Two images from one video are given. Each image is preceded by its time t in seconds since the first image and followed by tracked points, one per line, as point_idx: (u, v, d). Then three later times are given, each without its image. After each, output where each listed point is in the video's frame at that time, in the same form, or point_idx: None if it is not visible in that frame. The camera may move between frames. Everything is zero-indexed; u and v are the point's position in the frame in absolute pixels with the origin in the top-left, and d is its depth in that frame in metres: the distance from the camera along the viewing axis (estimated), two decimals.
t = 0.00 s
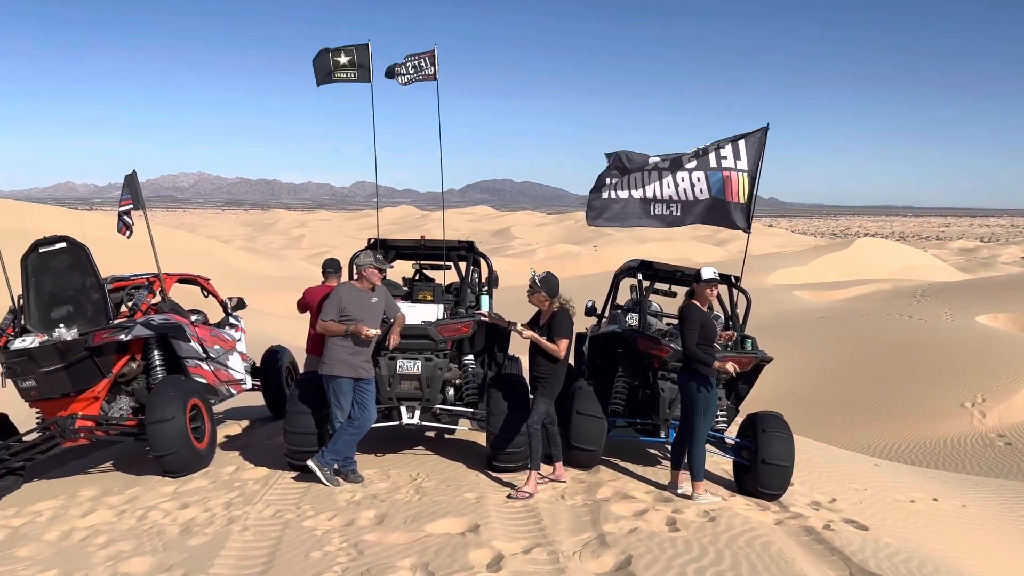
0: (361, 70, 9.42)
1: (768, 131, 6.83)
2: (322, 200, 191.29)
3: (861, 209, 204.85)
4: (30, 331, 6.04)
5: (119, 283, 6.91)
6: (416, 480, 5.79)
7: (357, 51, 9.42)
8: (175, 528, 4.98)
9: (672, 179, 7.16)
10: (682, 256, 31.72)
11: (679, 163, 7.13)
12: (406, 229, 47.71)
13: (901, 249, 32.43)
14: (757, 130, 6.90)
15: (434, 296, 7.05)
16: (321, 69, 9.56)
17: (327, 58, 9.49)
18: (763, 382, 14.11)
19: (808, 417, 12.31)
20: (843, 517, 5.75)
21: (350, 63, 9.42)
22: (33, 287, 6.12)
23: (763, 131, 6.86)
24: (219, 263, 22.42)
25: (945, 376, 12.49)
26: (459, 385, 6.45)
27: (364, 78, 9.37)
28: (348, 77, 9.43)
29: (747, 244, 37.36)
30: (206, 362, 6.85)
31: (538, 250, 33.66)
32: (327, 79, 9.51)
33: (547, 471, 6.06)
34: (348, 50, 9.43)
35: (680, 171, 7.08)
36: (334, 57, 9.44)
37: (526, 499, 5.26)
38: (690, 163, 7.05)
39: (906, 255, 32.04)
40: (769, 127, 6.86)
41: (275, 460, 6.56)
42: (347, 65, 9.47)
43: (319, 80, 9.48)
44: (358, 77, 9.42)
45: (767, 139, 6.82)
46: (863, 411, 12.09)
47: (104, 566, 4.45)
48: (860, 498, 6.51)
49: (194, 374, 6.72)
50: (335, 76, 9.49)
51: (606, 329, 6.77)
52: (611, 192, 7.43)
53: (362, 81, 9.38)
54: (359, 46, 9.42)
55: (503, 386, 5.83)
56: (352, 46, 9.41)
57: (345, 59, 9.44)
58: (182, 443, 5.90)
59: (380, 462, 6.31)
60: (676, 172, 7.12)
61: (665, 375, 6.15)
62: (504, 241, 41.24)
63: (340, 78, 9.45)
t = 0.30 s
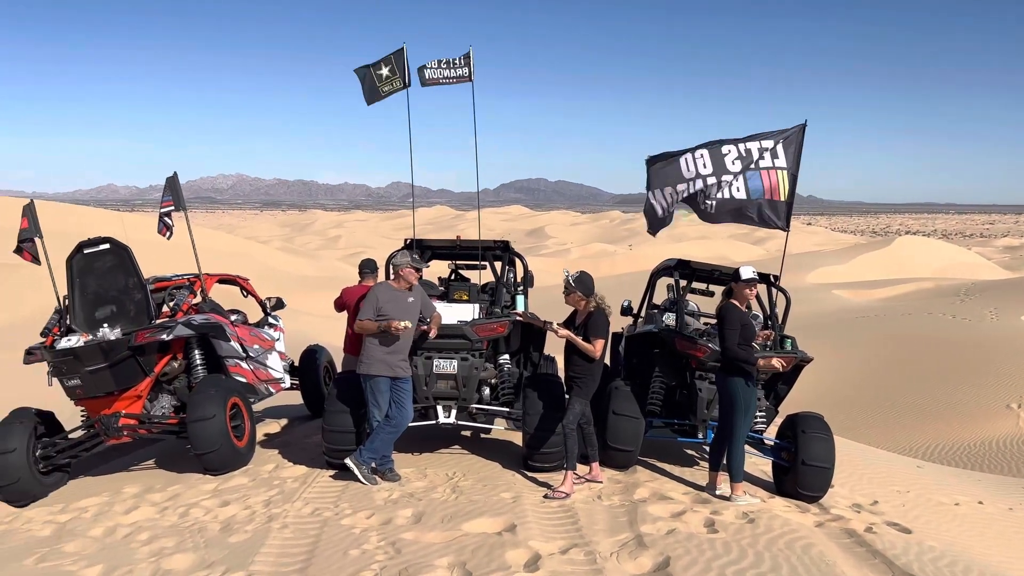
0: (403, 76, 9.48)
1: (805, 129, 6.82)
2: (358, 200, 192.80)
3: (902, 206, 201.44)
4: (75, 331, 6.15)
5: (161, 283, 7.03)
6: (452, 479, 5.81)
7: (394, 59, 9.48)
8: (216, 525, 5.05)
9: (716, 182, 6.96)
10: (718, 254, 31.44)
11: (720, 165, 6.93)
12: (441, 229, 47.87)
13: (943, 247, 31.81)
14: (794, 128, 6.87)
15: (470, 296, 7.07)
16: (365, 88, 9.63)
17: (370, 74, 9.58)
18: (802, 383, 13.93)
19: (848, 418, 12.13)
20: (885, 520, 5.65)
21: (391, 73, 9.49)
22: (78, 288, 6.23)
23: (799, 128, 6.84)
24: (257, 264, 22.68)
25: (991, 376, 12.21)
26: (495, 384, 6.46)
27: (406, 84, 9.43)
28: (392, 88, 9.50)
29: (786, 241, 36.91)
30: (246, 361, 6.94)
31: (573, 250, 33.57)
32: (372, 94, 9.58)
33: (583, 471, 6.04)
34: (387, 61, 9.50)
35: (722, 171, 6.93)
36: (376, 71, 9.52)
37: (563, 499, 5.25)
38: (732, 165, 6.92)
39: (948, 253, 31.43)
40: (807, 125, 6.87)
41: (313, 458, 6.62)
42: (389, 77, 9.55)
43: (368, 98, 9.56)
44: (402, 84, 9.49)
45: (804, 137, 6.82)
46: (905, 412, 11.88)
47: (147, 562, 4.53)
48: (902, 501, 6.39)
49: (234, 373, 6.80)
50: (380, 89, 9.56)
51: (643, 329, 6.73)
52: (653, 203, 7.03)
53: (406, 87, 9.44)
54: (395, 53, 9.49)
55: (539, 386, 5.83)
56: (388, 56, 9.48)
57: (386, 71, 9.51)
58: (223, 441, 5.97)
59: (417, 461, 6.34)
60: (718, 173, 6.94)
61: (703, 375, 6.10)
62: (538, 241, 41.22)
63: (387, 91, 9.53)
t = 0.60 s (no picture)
0: (428, 75, 9.52)
1: (845, 126, 6.76)
2: (393, 200, 193.97)
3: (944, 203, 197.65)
4: (119, 330, 6.30)
5: (203, 283, 7.15)
6: (489, 477, 5.82)
7: (424, 57, 9.55)
8: (257, 521, 5.11)
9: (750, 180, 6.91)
10: (755, 252, 31.11)
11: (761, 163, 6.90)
12: (476, 229, 47.99)
13: (988, 244, 31.14)
14: (834, 125, 6.81)
15: (505, 294, 7.07)
16: (387, 76, 9.65)
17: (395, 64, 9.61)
18: (842, 382, 13.73)
19: (890, 418, 11.93)
20: (930, 522, 5.55)
21: (417, 68, 9.53)
22: (122, 288, 6.37)
23: (840, 125, 6.78)
24: (295, 264, 22.92)
25: None
26: (532, 383, 6.46)
27: (430, 83, 9.47)
28: (414, 83, 9.52)
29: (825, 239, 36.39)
30: (285, 360, 7.01)
31: (607, 248, 33.43)
32: (392, 83, 9.60)
33: (621, 470, 6.01)
34: (415, 56, 9.55)
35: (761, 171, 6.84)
36: (401, 62, 9.56)
37: (600, 498, 5.23)
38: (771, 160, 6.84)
39: (992, 250, 30.76)
40: (848, 121, 6.78)
41: (352, 456, 6.67)
42: (414, 70, 9.57)
43: (386, 86, 9.57)
44: (425, 82, 9.51)
45: (845, 134, 6.75)
46: (949, 412, 11.64)
47: (190, 557, 4.60)
48: (947, 502, 6.27)
49: (274, 372, 6.88)
50: (401, 81, 9.59)
51: (680, 327, 6.69)
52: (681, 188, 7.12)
53: (429, 86, 9.47)
54: (426, 51, 9.54)
55: (576, 385, 5.82)
56: (420, 52, 9.54)
57: (412, 65, 9.55)
58: (263, 439, 6.04)
59: (454, 459, 6.36)
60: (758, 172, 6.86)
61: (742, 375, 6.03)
62: (572, 240, 41.14)
63: (407, 84, 9.54)
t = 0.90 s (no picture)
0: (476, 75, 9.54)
1: (897, 120, 6.61)
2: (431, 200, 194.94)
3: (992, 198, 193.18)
4: (164, 329, 6.44)
5: (245, 281, 7.23)
6: (529, 476, 5.82)
7: (468, 58, 9.55)
8: (299, 518, 5.17)
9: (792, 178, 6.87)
10: (796, 250, 30.70)
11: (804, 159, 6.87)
12: (513, 228, 48.03)
13: None
14: (885, 119, 6.67)
15: (544, 293, 7.08)
16: (441, 85, 9.78)
17: (445, 72, 9.72)
18: (887, 381, 13.47)
19: (938, 418, 11.67)
20: (979, 524, 5.42)
21: (464, 70, 9.57)
22: (166, 287, 6.46)
23: (891, 120, 6.64)
24: (336, 263, 23.16)
25: None
26: (571, 381, 6.45)
27: (478, 83, 9.49)
28: (464, 85, 9.57)
29: (868, 235, 35.79)
30: (327, 358, 7.08)
31: (646, 246, 33.23)
32: (444, 91, 9.72)
33: (661, 470, 5.96)
34: (460, 59, 9.58)
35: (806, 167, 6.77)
36: (450, 69, 9.64)
37: (640, 498, 5.20)
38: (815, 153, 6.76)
39: None
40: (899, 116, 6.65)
41: (392, 454, 6.71)
42: (462, 74, 9.63)
43: (441, 95, 9.69)
44: (474, 83, 9.54)
45: (896, 128, 6.61)
46: (1000, 411, 11.35)
47: (234, 553, 4.67)
48: (997, 504, 6.12)
49: (315, 370, 6.95)
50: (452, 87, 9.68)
51: (721, 326, 6.63)
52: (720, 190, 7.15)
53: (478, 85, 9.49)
54: (469, 51, 9.54)
55: (615, 383, 5.80)
56: (463, 54, 9.55)
57: (459, 69, 9.60)
58: (305, 436, 6.11)
59: (493, 457, 6.37)
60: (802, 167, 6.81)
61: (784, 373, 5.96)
62: (611, 238, 40.99)
63: (460, 88, 9.62)
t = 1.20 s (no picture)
0: (519, 73, 9.56)
1: (937, 116, 6.55)
2: (472, 199, 195.48)
3: None
4: (212, 327, 6.55)
5: (292, 280, 7.31)
6: (572, 475, 5.81)
7: (515, 55, 9.57)
8: (345, 514, 5.22)
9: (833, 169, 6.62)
10: (843, 247, 30.17)
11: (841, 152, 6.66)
12: (554, 226, 48.00)
13: None
14: (924, 114, 6.60)
15: (586, 291, 7.06)
16: (483, 78, 9.77)
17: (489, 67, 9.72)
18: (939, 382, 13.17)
19: (992, 420, 11.38)
20: None
21: (510, 67, 9.58)
22: (215, 286, 6.58)
23: (930, 115, 6.58)
24: (379, 262, 23.36)
25: None
26: (614, 380, 6.42)
27: (521, 80, 9.50)
28: (506, 82, 9.58)
29: (917, 232, 35.05)
30: (371, 356, 7.14)
31: (689, 245, 32.96)
32: (485, 84, 9.71)
33: (706, 470, 5.91)
34: (507, 54, 9.60)
35: (846, 158, 6.58)
36: (494, 64, 9.64)
37: (685, 498, 5.17)
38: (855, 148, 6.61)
39: None
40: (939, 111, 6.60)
41: (436, 451, 6.75)
42: (506, 69, 9.64)
43: (481, 87, 9.68)
44: (517, 80, 9.56)
45: (936, 124, 6.55)
46: None
47: (281, 548, 4.73)
48: None
49: (360, 367, 7.02)
50: (494, 82, 9.68)
51: (767, 325, 6.54)
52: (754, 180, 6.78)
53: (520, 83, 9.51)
54: (517, 49, 9.56)
55: (659, 382, 5.75)
56: (510, 50, 9.57)
57: (505, 65, 9.61)
58: (350, 433, 6.17)
59: (536, 456, 6.36)
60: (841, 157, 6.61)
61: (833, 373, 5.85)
62: (653, 236, 40.72)
63: (500, 84, 9.62)
